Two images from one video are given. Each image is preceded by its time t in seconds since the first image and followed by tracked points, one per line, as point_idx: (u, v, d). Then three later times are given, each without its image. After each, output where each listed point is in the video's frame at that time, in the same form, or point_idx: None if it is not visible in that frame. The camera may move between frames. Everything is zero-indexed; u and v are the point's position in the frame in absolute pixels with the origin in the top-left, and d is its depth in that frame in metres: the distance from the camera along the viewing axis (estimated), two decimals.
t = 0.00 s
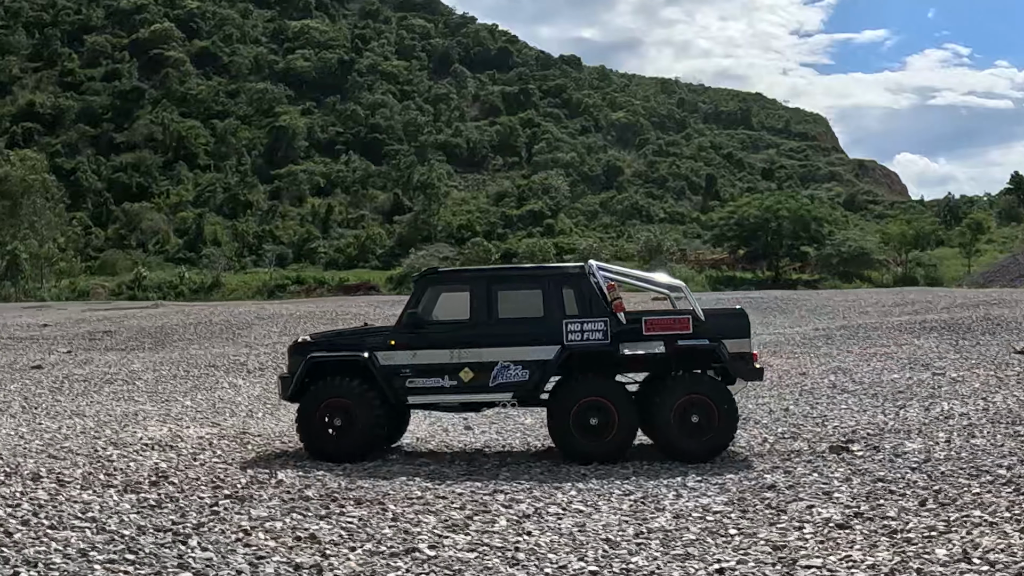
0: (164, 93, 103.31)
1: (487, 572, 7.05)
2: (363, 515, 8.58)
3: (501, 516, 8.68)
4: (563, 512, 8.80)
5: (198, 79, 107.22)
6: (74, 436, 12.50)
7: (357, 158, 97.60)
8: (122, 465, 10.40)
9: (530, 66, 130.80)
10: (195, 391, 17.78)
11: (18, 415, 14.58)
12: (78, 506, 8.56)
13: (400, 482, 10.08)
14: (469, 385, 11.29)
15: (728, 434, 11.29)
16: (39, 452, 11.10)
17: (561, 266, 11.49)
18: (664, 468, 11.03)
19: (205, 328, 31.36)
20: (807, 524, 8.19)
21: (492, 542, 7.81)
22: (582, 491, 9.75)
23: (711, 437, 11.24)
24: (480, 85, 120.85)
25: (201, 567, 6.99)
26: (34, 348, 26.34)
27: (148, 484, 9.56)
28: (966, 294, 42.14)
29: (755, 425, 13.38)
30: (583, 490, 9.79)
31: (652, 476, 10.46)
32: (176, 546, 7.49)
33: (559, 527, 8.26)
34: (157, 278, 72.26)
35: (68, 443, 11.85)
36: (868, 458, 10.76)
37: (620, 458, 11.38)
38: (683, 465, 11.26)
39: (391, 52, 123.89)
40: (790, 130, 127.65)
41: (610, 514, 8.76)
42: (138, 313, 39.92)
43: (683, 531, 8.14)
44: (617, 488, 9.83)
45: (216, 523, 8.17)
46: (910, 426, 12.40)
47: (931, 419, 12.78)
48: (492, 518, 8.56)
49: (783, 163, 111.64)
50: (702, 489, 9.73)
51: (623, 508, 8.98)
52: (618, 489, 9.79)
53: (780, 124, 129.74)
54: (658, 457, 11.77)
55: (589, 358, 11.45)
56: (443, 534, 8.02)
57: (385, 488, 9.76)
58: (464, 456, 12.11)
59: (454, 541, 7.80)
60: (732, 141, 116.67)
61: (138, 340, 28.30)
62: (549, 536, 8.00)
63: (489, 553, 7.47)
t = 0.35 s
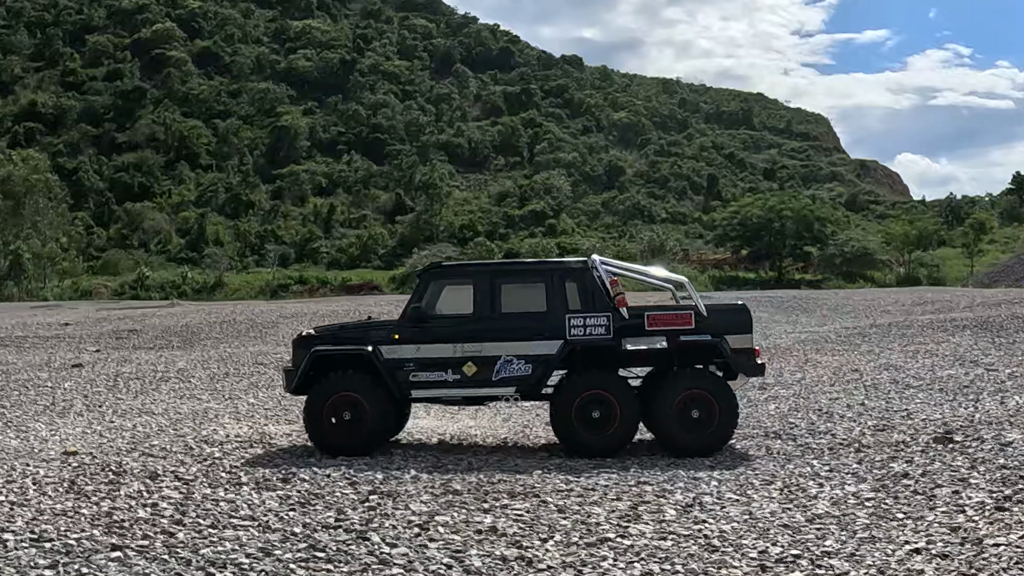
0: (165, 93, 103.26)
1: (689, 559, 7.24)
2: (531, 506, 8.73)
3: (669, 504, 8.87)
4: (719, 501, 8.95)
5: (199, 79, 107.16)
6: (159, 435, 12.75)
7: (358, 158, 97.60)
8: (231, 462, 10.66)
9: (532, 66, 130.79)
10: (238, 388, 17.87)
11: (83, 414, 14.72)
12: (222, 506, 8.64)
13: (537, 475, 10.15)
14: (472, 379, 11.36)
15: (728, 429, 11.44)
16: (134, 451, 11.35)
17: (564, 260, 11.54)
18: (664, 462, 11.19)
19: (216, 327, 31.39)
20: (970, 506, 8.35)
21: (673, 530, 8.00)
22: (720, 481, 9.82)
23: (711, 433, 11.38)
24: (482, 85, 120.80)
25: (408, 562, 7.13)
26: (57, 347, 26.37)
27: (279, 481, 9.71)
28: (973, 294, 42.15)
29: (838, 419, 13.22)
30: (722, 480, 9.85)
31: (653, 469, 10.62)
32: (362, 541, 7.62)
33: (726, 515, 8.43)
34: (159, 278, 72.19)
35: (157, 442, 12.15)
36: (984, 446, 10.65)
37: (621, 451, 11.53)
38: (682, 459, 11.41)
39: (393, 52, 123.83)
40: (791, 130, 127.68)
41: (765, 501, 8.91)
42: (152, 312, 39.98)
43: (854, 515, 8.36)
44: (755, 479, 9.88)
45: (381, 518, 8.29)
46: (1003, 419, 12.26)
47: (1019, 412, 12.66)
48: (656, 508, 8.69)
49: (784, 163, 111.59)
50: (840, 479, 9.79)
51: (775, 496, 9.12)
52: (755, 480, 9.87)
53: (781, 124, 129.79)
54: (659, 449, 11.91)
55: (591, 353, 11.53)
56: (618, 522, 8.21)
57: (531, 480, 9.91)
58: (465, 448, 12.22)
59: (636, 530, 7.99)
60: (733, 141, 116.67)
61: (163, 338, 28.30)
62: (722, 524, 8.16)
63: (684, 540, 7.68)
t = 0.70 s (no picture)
0: (168, 93, 103.22)
1: (881, 554, 7.02)
2: (693, 506, 8.50)
3: (821, 502, 8.62)
4: (866, 497, 8.72)
5: (201, 79, 107.10)
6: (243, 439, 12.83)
7: (361, 158, 97.54)
8: (341, 470, 10.62)
9: (534, 66, 130.85)
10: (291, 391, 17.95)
11: (150, 417, 14.75)
12: (373, 512, 8.42)
13: (662, 476, 9.85)
14: (471, 381, 10.92)
15: (727, 432, 11.03)
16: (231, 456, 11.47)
17: (563, 263, 11.17)
18: (664, 463, 10.75)
19: (230, 327, 31.47)
20: None
21: (844, 525, 7.79)
22: (852, 479, 9.54)
23: (709, 436, 10.98)
24: (484, 85, 120.80)
25: (612, 565, 6.93)
26: (82, 347, 26.50)
27: (413, 485, 9.56)
28: (981, 293, 42.21)
29: (920, 417, 12.99)
30: (853, 478, 9.58)
31: (654, 470, 10.21)
32: (543, 546, 7.40)
33: (886, 510, 8.21)
34: (163, 278, 72.20)
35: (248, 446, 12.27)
36: None
37: (619, 452, 11.10)
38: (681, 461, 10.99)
39: (395, 52, 123.77)
40: (793, 130, 127.72)
41: (914, 497, 8.69)
42: (165, 312, 40.17)
43: (1007, 507, 8.17)
44: (884, 476, 9.63)
45: (547, 521, 8.06)
46: None
47: None
48: (810, 505, 8.47)
49: (786, 163, 111.60)
50: (970, 474, 9.56)
51: (921, 492, 8.87)
52: (885, 476, 9.61)
53: (783, 124, 129.82)
54: (657, 452, 11.50)
55: (590, 354, 11.13)
56: (784, 520, 7.99)
57: (667, 479, 9.69)
58: (458, 451, 11.86)
59: (806, 526, 7.78)
60: (735, 141, 116.67)
61: (189, 338, 28.41)
62: (889, 519, 7.96)
63: (863, 535, 7.48)
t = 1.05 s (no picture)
0: (172, 93, 103.26)
1: None
2: (848, 505, 8.42)
3: (961, 500, 8.52)
4: (1003, 494, 8.63)
5: (205, 79, 107.12)
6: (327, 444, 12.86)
7: (365, 158, 97.59)
8: (447, 473, 10.51)
9: (538, 66, 130.80)
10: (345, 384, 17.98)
11: (224, 420, 14.84)
12: (518, 517, 8.38)
13: (790, 476, 9.70)
14: (467, 388, 10.83)
15: (724, 431, 10.90)
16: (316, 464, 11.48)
17: (555, 267, 11.04)
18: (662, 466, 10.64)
19: (245, 327, 31.51)
20: None
21: (1004, 522, 7.73)
22: (972, 477, 9.41)
23: (706, 435, 10.85)
24: (488, 85, 120.77)
25: (808, 566, 6.85)
26: (116, 348, 26.68)
27: (550, 488, 9.42)
28: (992, 294, 42.17)
29: (999, 416, 12.86)
30: (973, 476, 9.44)
31: (653, 472, 10.09)
32: (718, 547, 7.36)
33: None
34: (167, 278, 72.24)
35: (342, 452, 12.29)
36: None
37: (616, 455, 11.00)
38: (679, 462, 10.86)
39: (399, 52, 123.73)
40: (797, 130, 127.63)
41: None
42: (187, 312, 40.28)
43: None
44: (1003, 474, 9.50)
45: (712, 523, 7.96)
46: None
47: None
48: (952, 502, 8.39)
49: (790, 162, 111.57)
50: None
51: None
52: (1005, 474, 9.47)
53: (787, 124, 129.72)
54: (655, 453, 11.38)
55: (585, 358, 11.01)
56: (939, 517, 7.91)
57: (800, 480, 9.53)
58: (458, 456, 11.81)
59: (966, 523, 7.72)
60: (739, 141, 116.59)
61: (219, 338, 28.55)
62: None
63: None
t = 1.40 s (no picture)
0: (176, 93, 103.22)
1: None
2: (1016, 490, 8.42)
3: None
4: None
5: (209, 78, 107.09)
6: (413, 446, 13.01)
7: (369, 158, 97.62)
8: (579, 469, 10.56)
9: (541, 66, 130.79)
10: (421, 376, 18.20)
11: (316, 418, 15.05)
12: (690, 508, 8.37)
13: (930, 464, 9.67)
14: (459, 391, 10.86)
15: (714, 429, 10.88)
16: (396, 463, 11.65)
17: (545, 269, 11.01)
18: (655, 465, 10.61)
19: (261, 326, 31.54)
20: None
21: None
22: None
23: (698, 432, 10.83)
24: (492, 85, 120.81)
25: None
26: (145, 347, 26.72)
27: (702, 481, 9.39)
28: (1003, 293, 42.15)
29: None
30: None
31: (648, 472, 10.06)
32: (913, 530, 7.38)
33: None
34: (172, 277, 72.22)
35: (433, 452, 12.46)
36: None
37: (609, 455, 10.96)
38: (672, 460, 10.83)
39: (403, 51, 123.69)
40: (800, 130, 127.62)
41: None
42: (207, 310, 40.40)
43: None
44: None
45: (899, 509, 7.95)
46: None
47: None
48: None
49: (793, 162, 111.55)
50: None
51: None
52: None
53: (790, 124, 129.70)
54: (648, 451, 11.36)
55: (576, 358, 10.97)
56: None
57: (944, 467, 9.49)
58: (455, 459, 11.79)
59: None
60: (743, 141, 116.58)
61: (247, 337, 28.58)
62: None
63: None
